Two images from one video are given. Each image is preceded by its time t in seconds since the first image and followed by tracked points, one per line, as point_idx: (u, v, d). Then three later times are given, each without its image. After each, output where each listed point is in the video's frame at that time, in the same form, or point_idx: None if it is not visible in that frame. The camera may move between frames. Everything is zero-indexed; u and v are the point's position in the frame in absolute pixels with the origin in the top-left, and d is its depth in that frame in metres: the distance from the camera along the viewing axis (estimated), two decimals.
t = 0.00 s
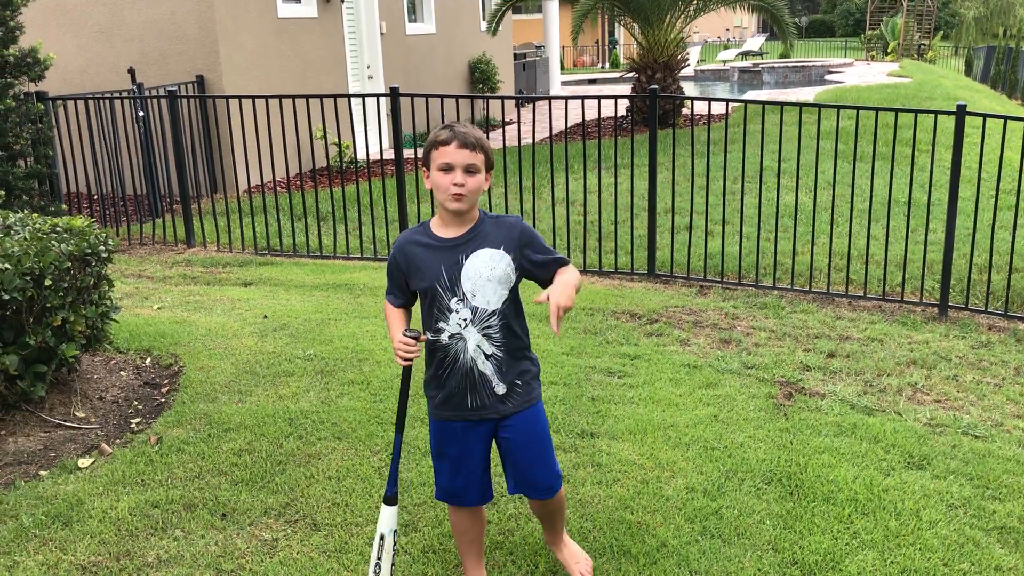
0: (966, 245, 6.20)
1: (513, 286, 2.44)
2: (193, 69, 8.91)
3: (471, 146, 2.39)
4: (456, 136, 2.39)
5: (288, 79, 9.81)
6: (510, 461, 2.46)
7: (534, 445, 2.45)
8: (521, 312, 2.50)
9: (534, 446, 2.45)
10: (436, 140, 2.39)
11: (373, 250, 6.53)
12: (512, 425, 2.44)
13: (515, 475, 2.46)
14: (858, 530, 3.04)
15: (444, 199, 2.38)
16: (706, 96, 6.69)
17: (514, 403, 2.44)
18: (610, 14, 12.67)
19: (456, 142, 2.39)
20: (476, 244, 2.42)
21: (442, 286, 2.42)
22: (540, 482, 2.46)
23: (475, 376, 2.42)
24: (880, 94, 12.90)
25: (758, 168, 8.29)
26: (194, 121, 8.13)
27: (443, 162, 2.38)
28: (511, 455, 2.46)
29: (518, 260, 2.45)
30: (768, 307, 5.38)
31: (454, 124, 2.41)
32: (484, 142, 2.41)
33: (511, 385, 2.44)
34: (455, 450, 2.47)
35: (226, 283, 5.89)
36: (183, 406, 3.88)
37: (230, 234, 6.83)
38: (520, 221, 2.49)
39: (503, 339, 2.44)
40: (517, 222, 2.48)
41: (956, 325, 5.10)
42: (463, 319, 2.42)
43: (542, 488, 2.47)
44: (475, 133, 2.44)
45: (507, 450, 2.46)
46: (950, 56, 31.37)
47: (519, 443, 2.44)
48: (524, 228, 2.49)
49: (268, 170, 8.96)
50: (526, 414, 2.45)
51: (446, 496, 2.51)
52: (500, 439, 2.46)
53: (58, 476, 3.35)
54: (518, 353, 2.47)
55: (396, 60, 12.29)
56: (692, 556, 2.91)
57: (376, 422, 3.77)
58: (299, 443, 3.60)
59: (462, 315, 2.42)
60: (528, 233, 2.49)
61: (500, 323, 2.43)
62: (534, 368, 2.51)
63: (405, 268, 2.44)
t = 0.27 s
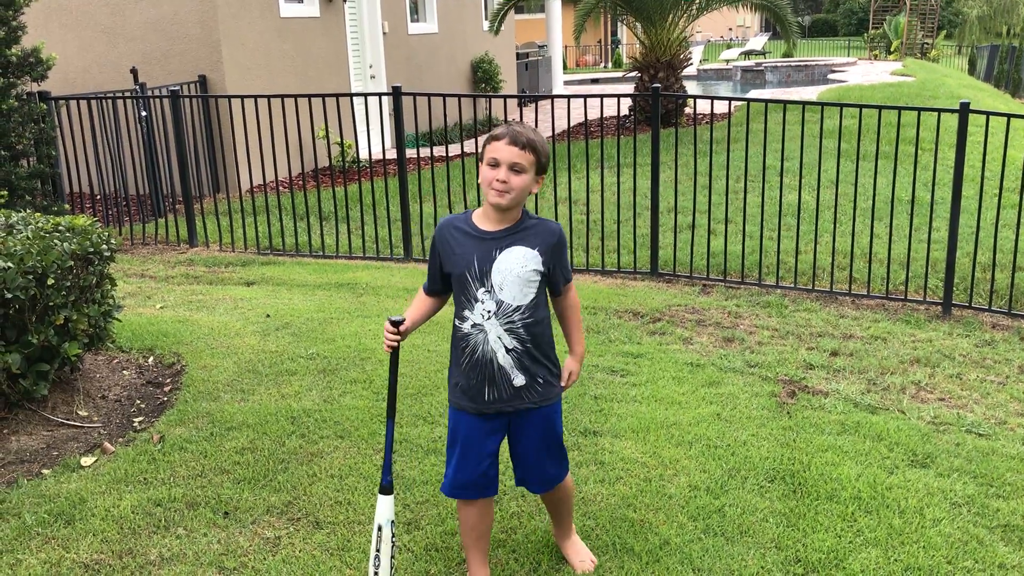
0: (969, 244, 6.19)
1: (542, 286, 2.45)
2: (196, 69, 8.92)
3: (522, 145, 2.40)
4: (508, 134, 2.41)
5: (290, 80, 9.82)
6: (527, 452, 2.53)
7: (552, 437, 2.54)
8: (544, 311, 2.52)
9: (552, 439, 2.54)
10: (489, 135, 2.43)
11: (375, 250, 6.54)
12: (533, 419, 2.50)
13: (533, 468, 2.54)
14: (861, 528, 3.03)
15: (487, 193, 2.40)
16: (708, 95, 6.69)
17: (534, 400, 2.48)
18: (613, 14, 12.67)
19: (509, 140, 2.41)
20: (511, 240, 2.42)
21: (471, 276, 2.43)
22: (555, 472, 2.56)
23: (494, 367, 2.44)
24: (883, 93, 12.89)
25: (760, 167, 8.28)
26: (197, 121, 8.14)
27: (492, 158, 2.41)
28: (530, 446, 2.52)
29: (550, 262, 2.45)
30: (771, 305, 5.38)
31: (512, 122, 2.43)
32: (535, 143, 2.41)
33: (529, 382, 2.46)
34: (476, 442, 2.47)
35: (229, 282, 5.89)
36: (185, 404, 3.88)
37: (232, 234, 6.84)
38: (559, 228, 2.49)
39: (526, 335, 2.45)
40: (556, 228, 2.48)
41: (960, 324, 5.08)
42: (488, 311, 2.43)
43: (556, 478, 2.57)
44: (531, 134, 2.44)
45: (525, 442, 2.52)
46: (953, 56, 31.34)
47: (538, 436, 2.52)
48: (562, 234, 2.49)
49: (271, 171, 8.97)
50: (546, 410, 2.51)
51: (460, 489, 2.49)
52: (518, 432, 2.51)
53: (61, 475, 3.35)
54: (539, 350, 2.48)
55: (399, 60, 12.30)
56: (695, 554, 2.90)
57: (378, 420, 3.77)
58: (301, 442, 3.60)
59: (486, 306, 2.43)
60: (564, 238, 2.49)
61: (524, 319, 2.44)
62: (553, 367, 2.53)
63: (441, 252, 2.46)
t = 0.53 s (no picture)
0: (962, 244, 6.21)
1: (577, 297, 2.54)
2: (191, 67, 8.91)
3: (552, 148, 2.49)
4: (537, 142, 2.50)
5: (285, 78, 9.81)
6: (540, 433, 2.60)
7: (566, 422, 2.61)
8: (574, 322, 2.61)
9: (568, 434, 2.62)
10: (519, 147, 2.51)
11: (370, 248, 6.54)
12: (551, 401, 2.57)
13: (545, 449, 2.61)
14: (852, 527, 3.04)
15: (531, 200, 2.47)
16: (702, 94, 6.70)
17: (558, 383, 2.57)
18: (608, 14, 12.69)
19: (538, 147, 2.50)
20: (554, 252, 2.50)
21: (512, 281, 2.51)
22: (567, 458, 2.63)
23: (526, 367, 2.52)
24: (878, 93, 12.93)
25: (755, 167, 8.30)
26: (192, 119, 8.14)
27: (528, 167, 2.48)
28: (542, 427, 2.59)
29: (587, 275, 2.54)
30: (764, 305, 5.39)
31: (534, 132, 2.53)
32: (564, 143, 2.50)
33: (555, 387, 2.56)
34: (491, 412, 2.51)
35: (223, 280, 5.89)
36: (178, 402, 3.88)
37: (226, 232, 6.83)
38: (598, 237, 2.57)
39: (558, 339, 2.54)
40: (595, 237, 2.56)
41: (952, 324, 5.10)
42: (525, 316, 2.51)
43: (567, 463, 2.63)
44: (557, 138, 2.54)
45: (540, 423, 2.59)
46: (948, 56, 31.44)
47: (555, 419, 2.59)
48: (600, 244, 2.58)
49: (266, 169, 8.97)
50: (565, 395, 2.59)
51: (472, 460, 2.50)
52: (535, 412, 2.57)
53: (53, 472, 3.35)
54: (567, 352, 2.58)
55: (395, 59, 12.30)
56: (687, 552, 2.91)
57: (371, 418, 3.78)
58: (294, 439, 3.60)
59: (524, 312, 2.51)
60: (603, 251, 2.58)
61: (558, 326, 2.53)
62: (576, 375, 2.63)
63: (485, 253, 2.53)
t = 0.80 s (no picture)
0: (947, 243, 6.25)
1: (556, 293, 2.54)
2: (179, 62, 8.87)
3: (547, 148, 2.50)
4: (533, 139, 2.49)
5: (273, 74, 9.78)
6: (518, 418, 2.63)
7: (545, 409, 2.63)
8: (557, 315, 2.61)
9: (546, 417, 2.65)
10: (515, 143, 2.50)
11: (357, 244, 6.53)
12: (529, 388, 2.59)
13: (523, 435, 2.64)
14: (835, 523, 3.06)
15: (521, 197, 2.49)
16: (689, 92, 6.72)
17: (536, 372, 2.59)
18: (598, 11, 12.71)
19: (533, 144, 2.50)
20: (534, 245, 2.54)
21: (493, 267, 2.58)
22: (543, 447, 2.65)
23: (501, 351, 2.55)
24: (865, 93, 13.00)
25: (742, 166, 8.33)
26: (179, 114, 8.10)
27: (520, 164, 2.48)
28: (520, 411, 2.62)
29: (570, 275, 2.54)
30: (750, 303, 5.41)
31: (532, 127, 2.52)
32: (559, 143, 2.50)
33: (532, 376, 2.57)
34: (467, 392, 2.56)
35: (209, 276, 5.87)
36: (163, 397, 3.87)
37: (213, 227, 6.80)
38: (587, 240, 2.56)
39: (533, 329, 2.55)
40: (582, 238, 2.55)
41: (936, 322, 5.14)
42: (501, 302, 2.55)
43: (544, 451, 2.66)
44: (551, 135, 2.53)
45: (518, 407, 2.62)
46: (935, 57, 31.63)
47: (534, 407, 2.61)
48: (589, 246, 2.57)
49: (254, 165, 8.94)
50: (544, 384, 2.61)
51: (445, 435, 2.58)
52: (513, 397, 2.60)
53: (35, 467, 3.33)
54: (546, 345, 2.59)
55: (383, 55, 12.28)
56: (671, 547, 2.92)
57: (356, 414, 3.77)
58: (279, 435, 3.60)
59: (500, 298, 2.55)
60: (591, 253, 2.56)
61: (534, 316, 2.54)
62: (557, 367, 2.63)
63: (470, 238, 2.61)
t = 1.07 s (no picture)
0: (933, 239, 6.29)
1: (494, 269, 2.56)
2: (167, 55, 8.82)
3: (492, 132, 2.55)
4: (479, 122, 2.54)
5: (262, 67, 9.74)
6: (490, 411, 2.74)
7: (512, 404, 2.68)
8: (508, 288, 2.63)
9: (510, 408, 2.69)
10: (461, 123, 2.56)
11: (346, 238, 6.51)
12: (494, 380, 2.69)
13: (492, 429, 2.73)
14: (822, 517, 3.07)
15: (460, 176, 2.54)
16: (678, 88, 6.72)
17: (495, 362, 2.66)
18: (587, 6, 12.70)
19: (480, 127, 2.55)
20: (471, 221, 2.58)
21: (441, 245, 2.67)
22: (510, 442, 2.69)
23: (457, 332, 2.67)
24: (853, 89, 13.06)
25: (731, 162, 8.35)
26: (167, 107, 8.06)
27: (465, 144, 2.54)
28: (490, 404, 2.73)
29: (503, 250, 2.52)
30: (738, 298, 5.43)
31: (481, 110, 2.57)
32: (504, 129, 2.56)
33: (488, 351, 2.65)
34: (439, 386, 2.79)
35: (196, 270, 5.84)
36: (150, 391, 3.85)
37: (201, 222, 6.77)
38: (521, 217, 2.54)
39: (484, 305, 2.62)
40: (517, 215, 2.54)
41: (923, 318, 5.17)
42: (449, 279, 2.65)
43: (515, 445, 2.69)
44: (498, 121, 2.59)
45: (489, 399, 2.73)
46: (924, 54, 31.78)
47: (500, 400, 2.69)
48: (521, 223, 2.54)
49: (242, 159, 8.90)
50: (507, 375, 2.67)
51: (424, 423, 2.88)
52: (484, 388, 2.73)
53: (21, 461, 3.31)
54: (504, 325, 2.65)
55: (372, 49, 12.25)
56: (658, 541, 2.93)
57: (344, 409, 3.77)
58: (267, 429, 3.59)
59: (448, 276, 2.65)
60: (522, 228, 2.53)
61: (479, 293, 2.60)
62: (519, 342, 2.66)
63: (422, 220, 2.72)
